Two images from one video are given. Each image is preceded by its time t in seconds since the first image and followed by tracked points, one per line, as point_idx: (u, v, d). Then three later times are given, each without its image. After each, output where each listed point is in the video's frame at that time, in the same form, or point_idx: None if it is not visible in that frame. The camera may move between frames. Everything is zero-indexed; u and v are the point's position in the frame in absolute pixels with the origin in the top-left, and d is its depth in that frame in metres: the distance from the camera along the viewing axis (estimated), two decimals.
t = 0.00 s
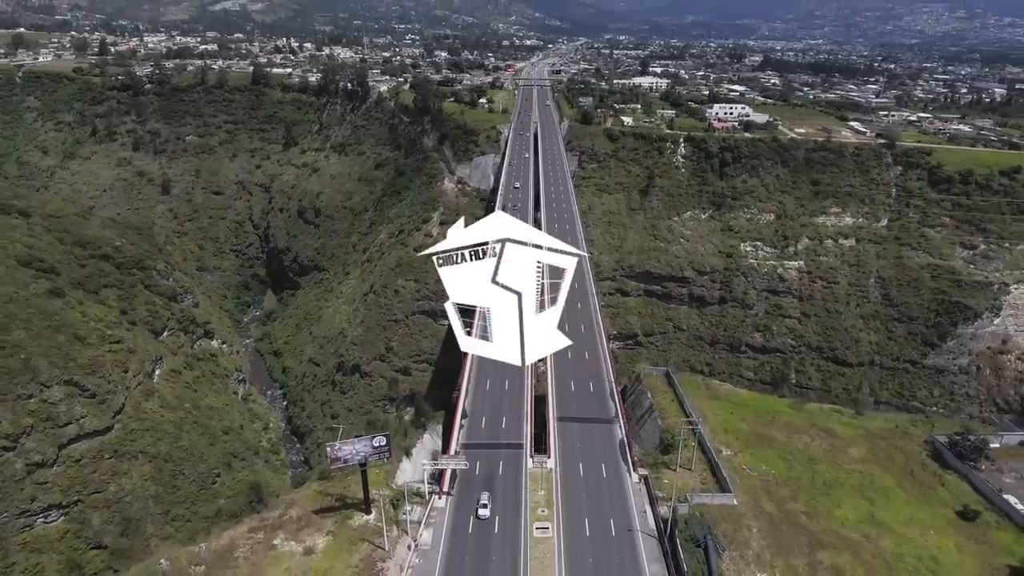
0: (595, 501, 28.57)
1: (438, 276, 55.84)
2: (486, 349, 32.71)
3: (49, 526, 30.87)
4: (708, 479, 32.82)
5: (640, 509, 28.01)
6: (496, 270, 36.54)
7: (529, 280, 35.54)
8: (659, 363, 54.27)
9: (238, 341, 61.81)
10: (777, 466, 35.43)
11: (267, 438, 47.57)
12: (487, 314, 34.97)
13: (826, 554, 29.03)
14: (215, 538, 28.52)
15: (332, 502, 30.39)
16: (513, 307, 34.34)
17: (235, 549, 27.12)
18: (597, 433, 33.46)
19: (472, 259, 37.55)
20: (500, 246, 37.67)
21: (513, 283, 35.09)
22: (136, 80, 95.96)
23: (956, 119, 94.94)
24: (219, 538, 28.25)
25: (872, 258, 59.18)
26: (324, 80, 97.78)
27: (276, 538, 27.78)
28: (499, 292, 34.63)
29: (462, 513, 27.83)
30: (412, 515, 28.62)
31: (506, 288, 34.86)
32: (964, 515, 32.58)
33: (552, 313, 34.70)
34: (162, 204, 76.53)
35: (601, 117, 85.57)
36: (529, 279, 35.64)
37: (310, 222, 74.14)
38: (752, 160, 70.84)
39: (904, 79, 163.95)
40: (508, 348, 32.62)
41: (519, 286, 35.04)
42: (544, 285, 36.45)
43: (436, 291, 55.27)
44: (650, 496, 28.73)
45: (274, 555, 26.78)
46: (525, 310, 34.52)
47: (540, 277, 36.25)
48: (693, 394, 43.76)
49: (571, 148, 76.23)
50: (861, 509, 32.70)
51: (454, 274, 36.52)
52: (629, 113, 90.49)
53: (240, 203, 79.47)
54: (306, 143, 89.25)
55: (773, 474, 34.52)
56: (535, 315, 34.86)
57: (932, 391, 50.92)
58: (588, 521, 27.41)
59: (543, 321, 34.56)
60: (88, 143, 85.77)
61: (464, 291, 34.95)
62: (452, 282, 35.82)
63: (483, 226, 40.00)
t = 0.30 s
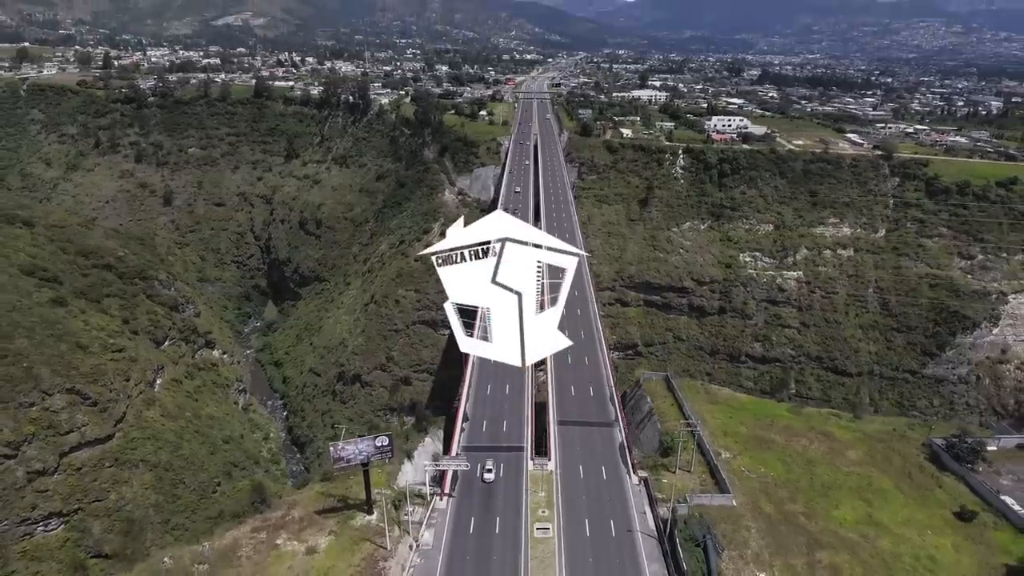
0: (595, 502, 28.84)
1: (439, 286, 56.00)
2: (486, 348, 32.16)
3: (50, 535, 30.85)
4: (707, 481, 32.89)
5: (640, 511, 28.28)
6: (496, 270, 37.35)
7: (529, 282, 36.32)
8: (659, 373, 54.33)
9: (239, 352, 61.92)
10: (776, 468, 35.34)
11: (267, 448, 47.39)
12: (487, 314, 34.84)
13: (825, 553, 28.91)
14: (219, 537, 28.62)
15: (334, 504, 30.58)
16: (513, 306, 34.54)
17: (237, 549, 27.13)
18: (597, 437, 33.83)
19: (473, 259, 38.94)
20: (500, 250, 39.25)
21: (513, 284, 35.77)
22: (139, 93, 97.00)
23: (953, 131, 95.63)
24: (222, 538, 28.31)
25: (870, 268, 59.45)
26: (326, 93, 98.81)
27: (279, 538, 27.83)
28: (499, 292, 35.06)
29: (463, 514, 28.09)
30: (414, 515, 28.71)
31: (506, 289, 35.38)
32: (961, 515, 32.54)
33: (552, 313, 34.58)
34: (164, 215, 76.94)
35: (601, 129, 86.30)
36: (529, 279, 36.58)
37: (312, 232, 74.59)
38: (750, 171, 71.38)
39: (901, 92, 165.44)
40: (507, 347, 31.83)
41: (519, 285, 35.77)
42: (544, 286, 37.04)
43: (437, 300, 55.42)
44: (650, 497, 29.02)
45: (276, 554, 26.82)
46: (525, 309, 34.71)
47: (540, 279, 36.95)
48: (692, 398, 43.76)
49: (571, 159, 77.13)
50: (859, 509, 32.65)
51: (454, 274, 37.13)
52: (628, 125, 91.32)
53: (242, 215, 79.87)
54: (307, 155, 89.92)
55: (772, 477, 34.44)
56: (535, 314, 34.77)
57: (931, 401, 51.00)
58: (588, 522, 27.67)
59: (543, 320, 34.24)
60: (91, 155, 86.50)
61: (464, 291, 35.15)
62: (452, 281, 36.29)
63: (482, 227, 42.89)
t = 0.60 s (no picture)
0: (595, 504, 29.03)
1: (440, 297, 56.20)
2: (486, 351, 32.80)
3: (49, 545, 30.78)
4: (706, 484, 32.96)
5: (640, 513, 28.45)
6: (496, 270, 37.44)
7: (529, 282, 36.70)
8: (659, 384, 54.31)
9: (240, 363, 61.92)
10: (775, 472, 35.35)
11: (267, 459, 47.06)
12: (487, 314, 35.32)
13: (824, 553, 28.83)
14: (223, 537, 28.50)
15: (337, 505, 30.65)
16: (513, 306, 34.96)
17: (241, 549, 27.14)
18: (597, 441, 34.03)
19: (473, 259, 38.58)
20: (500, 246, 38.98)
21: (513, 284, 36.06)
22: (143, 107, 98.09)
23: (949, 144, 96.49)
24: (225, 539, 28.17)
25: (868, 279, 59.71)
26: (328, 107, 99.92)
27: (282, 538, 27.86)
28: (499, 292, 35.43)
29: (464, 516, 28.23)
30: (416, 516, 28.78)
31: (506, 289, 35.74)
32: (959, 516, 32.56)
33: (552, 314, 35.25)
34: (166, 228, 77.31)
35: (600, 142, 87.09)
36: (530, 279, 36.90)
37: (313, 245, 75.05)
38: (748, 183, 71.97)
39: (898, 107, 166.92)
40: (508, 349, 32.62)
41: (519, 286, 36.04)
42: (544, 286, 37.51)
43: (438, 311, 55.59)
44: (649, 500, 29.19)
45: (279, 554, 26.82)
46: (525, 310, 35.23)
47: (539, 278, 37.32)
48: (692, 403, 43.80)
49: (571, 172, 77.80)
50: (857, 510, 32.59)
51: (453, 273, 37.28)
52: (628, 138, 92.19)
53: (243, 227, 80.25)
54: (309, 168, 90.56)
55: (771, 479, 34.44)
56: (535, 315, 35.35)
57: (931, 411, 50.98)
58: (589, 524, 27.82)
59: (543, 320, 34.96)
60: (95, 168, 87.19)
61: (464, 291, 35.48)
62: (452, 280, 36.51)
63: (482, 226, 42.11)
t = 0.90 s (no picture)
0: (595, 507, 29.21)
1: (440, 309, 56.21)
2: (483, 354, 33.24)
3: (49, 555, 30.65)
4: (705, 487, 32.97)
5: (639, 515, 28.64)
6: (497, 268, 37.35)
7: (529, 284, 37.05)
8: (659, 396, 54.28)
9: (240, 375, 61.90)
10: (773, 475, 35.32)
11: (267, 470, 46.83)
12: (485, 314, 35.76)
13: (823, 555, 28.79)
14: (225, 538, 28.49)
15: (339, 507, 30.72)
16: (512, 309, 35.32)
17: (244, 549, 27.12)
18: (597, 446, 34.30)
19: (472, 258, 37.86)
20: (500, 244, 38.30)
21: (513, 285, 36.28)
22: (146, 122, 99.15)
23: (946, 158, 97.31)
24: (228, 539, 28.13)
25: (867, 290, 59.97)
26: (330, 121, 100.91)
27: (285, 539, 27.90)
28: (498, 294, 35.61)
29: (466, 519, 28.40)
30: (417, 519, 28.91)
31: (506, 290, 35.95)
32: (955, 518, 32.77)
33: (550, 316, 36.16)
34: (167, 241, 77.63)
35: (600, 156, 87.80)
36: (531, 281, 37.35)
37: (314, 258, 75.51)
38: (746, 196, 72.48)
39: (895, 122, 168.36)
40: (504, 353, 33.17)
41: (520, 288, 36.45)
42: (544, 287, 38.02)
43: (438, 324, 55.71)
44: (649, 502, 29.40)
45: (282, 554, 26.77)
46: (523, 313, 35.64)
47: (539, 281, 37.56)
48: (690, 408, 43.87)
49: (570, 185, 78.31)
50: (856, 513, 32.58)
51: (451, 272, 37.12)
52: (627, 152, 92.98)
53: (244, 241, 80.63)
54: (311, 182, 91.09)
55: (769, 482, 34.42)
56: (534, 316, 36.19)
57: (932, 423, 50.94)
58: (589, 526, 28.00)
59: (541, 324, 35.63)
60: (97, 181, 87.78)
61: (462, 291, 35.54)
62: (451, 280, 36.51)
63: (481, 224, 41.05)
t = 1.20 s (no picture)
0: (595, 511, 29.40)
1: (441, 321, 56.28)
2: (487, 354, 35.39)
3: (48, 565, 30.57)
4: (705, 491, 32.71)
5: (639, 519, 28.80)
6: (495, 268, 38.24)
7: (529, 280, 38.12)
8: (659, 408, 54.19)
9: (240, 387, 61.90)
10: (773, 480, 35.19)
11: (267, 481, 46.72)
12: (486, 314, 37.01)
13: (822, 558, 28.85)
14: (228, 541, 28.50)
15: (341, 510, 30.75)
16: (512, 307, 36.69)
17: (246, 552, 27.09)
18: (597, 451, 34.53)
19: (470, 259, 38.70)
20: (500, 244, 39.27)
21: (513, 283, 37.43)
22: (149, 136, 100.02)
23: (943, 171, 97.99)
24: (231, 542, 28.17)
25: (866, 302, 60.16)
26: (331, 135, 101.81)
27: (287, 541, 27.78)
28: (499, 293, 36.80)
29: (467, 522, 28.60)
30: (418, 522, 28.90)
31: (506, 289, 37.12)
32: (953, 521, 33.22)
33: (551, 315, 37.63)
34: (169, 253, 77.93)
35: (599, 169, 88.37)
36: (531, 281, 38.21)
37: (315, 270, 75.89)
38: (745, 209, 72.92)
39: (893, 136, 169.56)
40: (508, 353, 35.28)
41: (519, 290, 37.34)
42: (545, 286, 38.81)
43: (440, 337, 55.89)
44: (649, 506, 29.56)
45: (285, 556, 26.67)
46: (524, 311, 37.11)
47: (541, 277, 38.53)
48: (690, 415, 44.00)
49: (570, 198, 78.76)
50: (855, 519, 32.62)
51: (451, 273, 38.20)
52: (627, 165, 93.65)
53: (246, 253, 80.99)
54: (312, 195, 91.43)
55: (768, 487, 34.25)
56: (536, 316, 37.58)
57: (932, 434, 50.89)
58: (589, 529, 28.17)
59: (542, 322, 37.22)
60: (100, 194, 88.31)
61: (463, 292, 36.85)
62: (452, 282, 37.63)
63: (480, 221, 41.47)
